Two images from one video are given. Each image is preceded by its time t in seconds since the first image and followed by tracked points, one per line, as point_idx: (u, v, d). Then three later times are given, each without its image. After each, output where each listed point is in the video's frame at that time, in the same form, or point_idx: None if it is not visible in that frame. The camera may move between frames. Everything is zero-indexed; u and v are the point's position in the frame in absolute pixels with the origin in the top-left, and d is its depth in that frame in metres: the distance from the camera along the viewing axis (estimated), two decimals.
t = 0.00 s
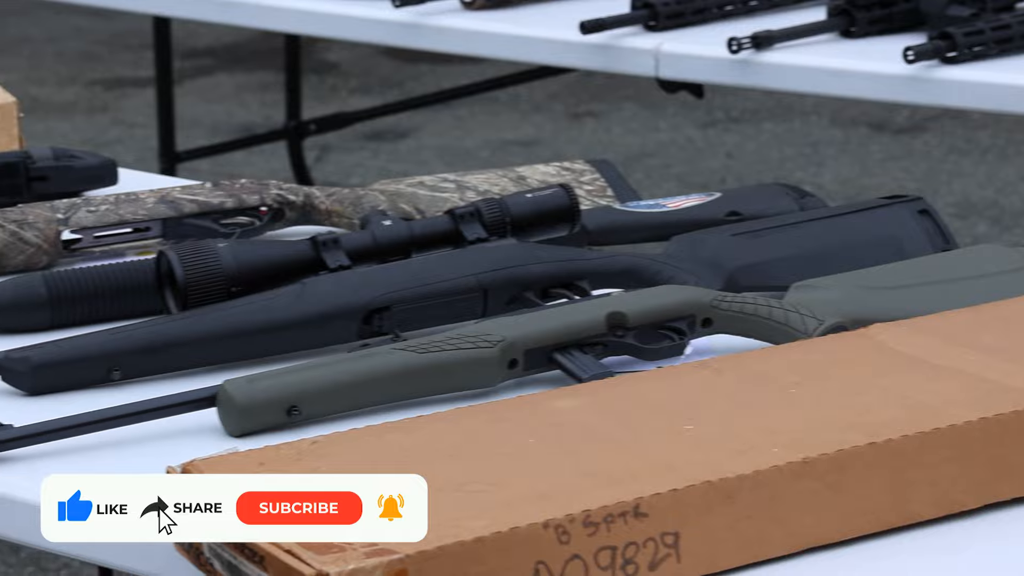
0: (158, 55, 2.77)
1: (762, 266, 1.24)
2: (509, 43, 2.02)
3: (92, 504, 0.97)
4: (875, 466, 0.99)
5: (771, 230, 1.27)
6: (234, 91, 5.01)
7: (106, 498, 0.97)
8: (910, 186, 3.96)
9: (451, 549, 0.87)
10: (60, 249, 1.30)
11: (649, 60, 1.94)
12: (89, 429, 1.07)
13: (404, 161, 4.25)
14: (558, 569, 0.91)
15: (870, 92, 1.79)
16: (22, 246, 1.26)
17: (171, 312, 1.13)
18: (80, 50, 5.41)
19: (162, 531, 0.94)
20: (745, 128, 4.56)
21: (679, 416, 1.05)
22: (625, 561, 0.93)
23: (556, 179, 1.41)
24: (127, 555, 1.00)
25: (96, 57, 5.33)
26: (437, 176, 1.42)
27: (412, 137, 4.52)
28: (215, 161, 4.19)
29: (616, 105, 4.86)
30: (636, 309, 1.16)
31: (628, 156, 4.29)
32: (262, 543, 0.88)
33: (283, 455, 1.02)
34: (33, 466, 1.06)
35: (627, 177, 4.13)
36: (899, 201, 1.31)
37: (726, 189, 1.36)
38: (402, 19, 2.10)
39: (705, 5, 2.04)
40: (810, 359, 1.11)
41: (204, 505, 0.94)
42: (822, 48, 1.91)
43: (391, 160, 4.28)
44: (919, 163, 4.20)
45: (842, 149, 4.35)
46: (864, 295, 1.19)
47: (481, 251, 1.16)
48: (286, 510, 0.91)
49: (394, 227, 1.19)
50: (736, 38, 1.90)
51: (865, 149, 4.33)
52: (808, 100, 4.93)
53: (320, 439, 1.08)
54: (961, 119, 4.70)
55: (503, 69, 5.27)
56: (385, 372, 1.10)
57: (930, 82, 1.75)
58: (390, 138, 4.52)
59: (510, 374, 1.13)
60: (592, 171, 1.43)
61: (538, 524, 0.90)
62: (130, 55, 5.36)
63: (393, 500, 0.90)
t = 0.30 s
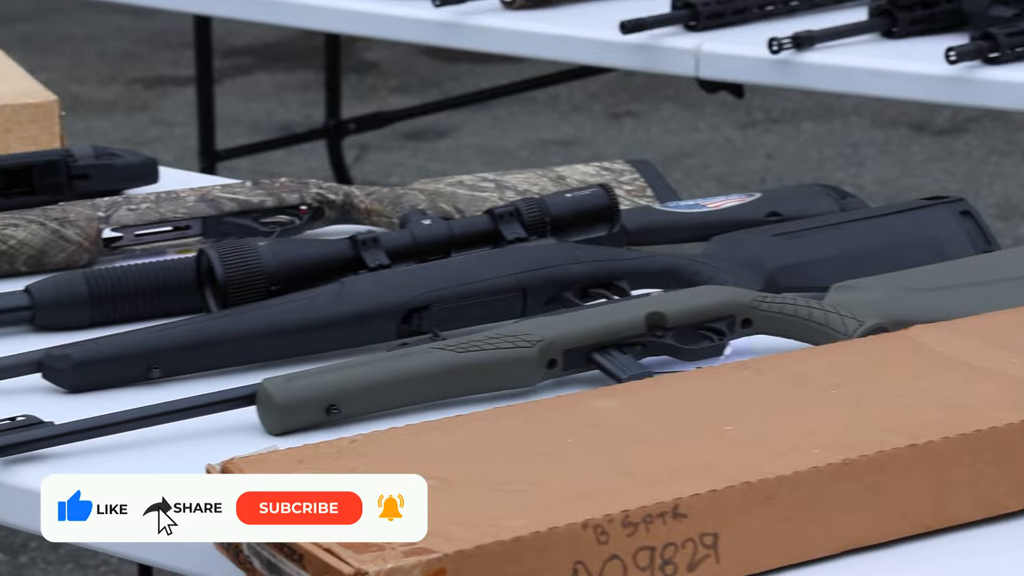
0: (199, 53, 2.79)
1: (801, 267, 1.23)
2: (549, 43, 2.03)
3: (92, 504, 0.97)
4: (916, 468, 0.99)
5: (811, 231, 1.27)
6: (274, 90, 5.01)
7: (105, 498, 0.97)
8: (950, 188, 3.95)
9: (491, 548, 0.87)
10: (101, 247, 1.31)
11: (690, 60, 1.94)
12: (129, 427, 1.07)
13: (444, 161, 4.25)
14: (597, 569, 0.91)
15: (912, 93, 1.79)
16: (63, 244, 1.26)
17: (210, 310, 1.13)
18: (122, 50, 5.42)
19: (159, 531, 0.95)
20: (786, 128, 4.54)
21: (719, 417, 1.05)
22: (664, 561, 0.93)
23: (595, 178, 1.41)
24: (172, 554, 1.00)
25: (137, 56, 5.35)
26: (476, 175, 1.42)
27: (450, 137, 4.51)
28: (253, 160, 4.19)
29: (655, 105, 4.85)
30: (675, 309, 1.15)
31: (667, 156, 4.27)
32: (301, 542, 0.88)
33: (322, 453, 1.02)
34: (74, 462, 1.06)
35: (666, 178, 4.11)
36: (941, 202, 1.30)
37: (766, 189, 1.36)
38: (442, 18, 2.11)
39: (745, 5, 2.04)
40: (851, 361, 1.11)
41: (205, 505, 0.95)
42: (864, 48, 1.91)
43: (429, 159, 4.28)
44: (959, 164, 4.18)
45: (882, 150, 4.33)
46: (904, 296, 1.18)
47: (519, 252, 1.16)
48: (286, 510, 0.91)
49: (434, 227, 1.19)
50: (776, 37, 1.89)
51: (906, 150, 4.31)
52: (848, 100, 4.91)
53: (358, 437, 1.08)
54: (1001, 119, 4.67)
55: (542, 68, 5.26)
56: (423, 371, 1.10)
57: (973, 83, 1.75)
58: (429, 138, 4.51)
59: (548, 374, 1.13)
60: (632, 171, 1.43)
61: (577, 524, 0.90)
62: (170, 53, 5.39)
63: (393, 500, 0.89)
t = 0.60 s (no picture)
0: (237, 53, 2.80)
1: (839, 267, 1.23)
2: (586, 43, 2.03)
3: (93, 504, 0.97)
4: (954, 471, 0.99)
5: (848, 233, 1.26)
6: (309, 90, 5.01)
7: (105, 497, 0.97)
8: (989, 188, 3.92)
9: (527, 548, 0.87)
10: (140, 245, 1.31)
11: (728, 60, 1.94)
12: (166, 426, 1.07)
13: (481, 161, 4.24)
14: (633, 569, 0.91)
15: (952, 93, 1.78)
16: (102, 242, 1.27)
17: (249, 309, 1.14)
18: (160, 49, 5.43)
19: (174, 531, 0.96)
20: (823, 128, 4.53)
21: (756, 417, 1.04)
22: (700, 562, 0.93)
23: (633, 178, 1.41)
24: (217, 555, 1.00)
25: (175, 55, 5.36)
26: (514, 175, 1.42)
27: (487, 137, 4.51)
28: (290, 159, 4.19)
29: (693, 105, 4.83)
30: (713, 309, 1.15)
31: (705, 156, 4.26)
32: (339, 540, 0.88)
33: (359, 452, 1.03)
34: (112, 459, 1.07)
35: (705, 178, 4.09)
36: (980, 203, 1.29)
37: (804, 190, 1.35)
38: (480, 19, 2.11)
39: (784, 5, 2.03)
40: (889, 362, 1.10)
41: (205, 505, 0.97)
42: (903, 48, 1.90)
43: (467, 159, 4.28)
44: (999, 164, 4.15)
45: (920, 151, 4.31)
46: (943, 297, 1.18)
47: (556, 251, 1.16)
48: (286, 510, 0.93)
49: (470, 226, 1.19)
50: (815, 38, 1.89)
51: (944, 151, 4.29)
52: (885, 101, 4.90)
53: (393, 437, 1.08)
54: None
55: (579, 68, 5.26)
56: (459, 371, 1.10)
57: (1013, 83, 1.74)
58: (466, 138, 4.52)
59: (585, 374, 1.13)
60: (669, 171, 1.42)
61: (614, 524, 0.90)
62: (207, 53, 5.40)
63: (393, 500, 0.89)
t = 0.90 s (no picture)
0: (273, 52, 2.81)
1: (876, 269, 1.23)
2: (623, 44, 2.04)
3: (92, 504, 0.96)
4: (992, 473, 0.98)
5: (882, 235, 1.26)
6: (349, 90, 5.02)
7: (105, 497, 0.96)
8: None
9: (561, 548, 0.87)
10: (177, 244, 1.31)
11: (765, 60, 1.94)
12: (201, 424, 1.07)
13: (517, 160, 4.24)
14: (668, 570, 0.90)
15: (991, 94, 1.77)
16: (139, 241, 1.27)
17: (284, 308, 1.14)
18: (196, 49, 5.46)
19: (282, 531, 0.94)
20: (859, 129, 4.52)
21: (792, 419, 1.04)
22: (736, 563, 0.93)
23: (669, 179, 1.41)
24: (262, 554, 1.00)
25: (213, 55, 5.39)
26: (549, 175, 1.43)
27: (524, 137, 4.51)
28: (325, 159, 4.20)
29: (728, 106, 4.84)
30: (749, 310, 1.15)
31: (741, 157, 4.25)
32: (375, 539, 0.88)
33: (395, 451, 1.03)
34: (149, 457, 1.07)
35: (741, 177, 4.08)
36: (1018, 206, 1.29)
37: (841, 191, 1.35)
38: (516, 19, 2.13)
39: (821, 6, 2.03)
40: (925, 364, 1.10)
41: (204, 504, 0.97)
42: (942, 48, 1.89)
43: (502, 159, 4.28)
44: None
45: (956, 152, 4.29)
46: (981, 300, 1.17)
47: (593, 251, 1.16)
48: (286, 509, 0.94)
49: (507, 226, 1.19)
50: (852, 38, 1.88)
51: (982, 152, 4.28)
52: (922, 102, 4.89)
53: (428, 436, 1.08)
54: None
55: (610, 69, 5.26)
56: (495, 371, 1.10)
57: None
58: (502, 137, 4.52)
59: (620, 374, 1.13)
60: (705, 171, 1.42)
61: (650, 524, 0.90)
62: (245, 52, 5.43)
63: (392, 500, 0.89)
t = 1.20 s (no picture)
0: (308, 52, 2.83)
1: (912, 270, 1.22)
2: (659, 44, 2.05)
3: (93, 504, 0.97)
4: None
5: (917, 236, 1.26)
6: (385, 89, 5.03)
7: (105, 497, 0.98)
8: None
9: (594, 548, 0.86)
10: (212, 243, 1.32)
11: (801, 60, 1.94)
12: (235, 422, 1.08)
13: (552, 160, 4.23)
14: (703, 571, 0.90)
15: None
16: (175, 240, 1.28)
17: (319, 307, 1.14)
18: (230, 50, 5.52)
19: (298, 530, 0.95)
20: (895, 129, 4.52)
21: (828, 420, 1.04)
22: (772, 564, 0.92)
23: (705, 179, 1.41)
24: (302, 553, 1.00)
25: (250, 56, 5.47)
26: (584, 175, 1.43)
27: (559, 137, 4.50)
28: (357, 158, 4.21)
29: (763, 106, 4.84)
30: (785, 310, 1.15)
31: (776, 157, 4.24)
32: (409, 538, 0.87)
33: (431, 450, 1.03)
34: (185, 454, 1.07)
35: (776, 176, 4.08)
36: None
37: (878, 192, 1.35)
38: (552, 19, 2.14)
39: (857, 6, 2.03)
40: (962, 365, 1.10)
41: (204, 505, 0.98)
42: (980, 49, 1.88)
43: (537, 159, 4.26)
44: None
45: (993, 153, 4.28)
46: (1018, 301, 1.17)
47: (628, 251, 1.16)
48: (286, 509, 0.96)
49: (543, 226, 1.19)
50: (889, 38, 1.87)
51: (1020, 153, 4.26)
52: (959, 104, 4.89)
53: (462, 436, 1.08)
54: None
55: (641, 69, 5.27)
56: (530, 371, 1.10)
57: None
58: (537, 137, 4.53)
59: (655, 374, 1.13)
60: (740, 172, 1.42)
61: (685, 525, 0.89)
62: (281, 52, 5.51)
63: (392, 500, 0.90)
